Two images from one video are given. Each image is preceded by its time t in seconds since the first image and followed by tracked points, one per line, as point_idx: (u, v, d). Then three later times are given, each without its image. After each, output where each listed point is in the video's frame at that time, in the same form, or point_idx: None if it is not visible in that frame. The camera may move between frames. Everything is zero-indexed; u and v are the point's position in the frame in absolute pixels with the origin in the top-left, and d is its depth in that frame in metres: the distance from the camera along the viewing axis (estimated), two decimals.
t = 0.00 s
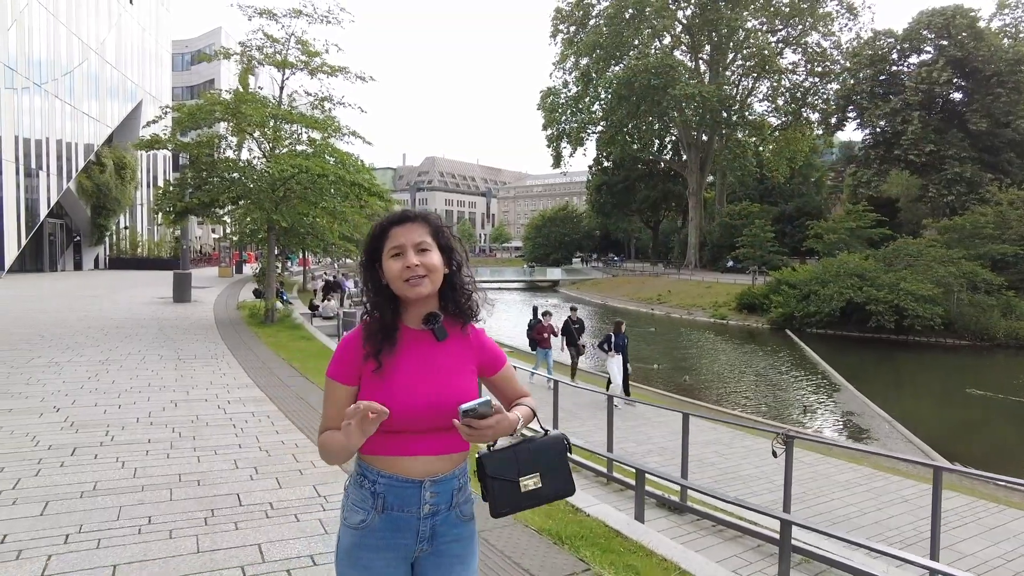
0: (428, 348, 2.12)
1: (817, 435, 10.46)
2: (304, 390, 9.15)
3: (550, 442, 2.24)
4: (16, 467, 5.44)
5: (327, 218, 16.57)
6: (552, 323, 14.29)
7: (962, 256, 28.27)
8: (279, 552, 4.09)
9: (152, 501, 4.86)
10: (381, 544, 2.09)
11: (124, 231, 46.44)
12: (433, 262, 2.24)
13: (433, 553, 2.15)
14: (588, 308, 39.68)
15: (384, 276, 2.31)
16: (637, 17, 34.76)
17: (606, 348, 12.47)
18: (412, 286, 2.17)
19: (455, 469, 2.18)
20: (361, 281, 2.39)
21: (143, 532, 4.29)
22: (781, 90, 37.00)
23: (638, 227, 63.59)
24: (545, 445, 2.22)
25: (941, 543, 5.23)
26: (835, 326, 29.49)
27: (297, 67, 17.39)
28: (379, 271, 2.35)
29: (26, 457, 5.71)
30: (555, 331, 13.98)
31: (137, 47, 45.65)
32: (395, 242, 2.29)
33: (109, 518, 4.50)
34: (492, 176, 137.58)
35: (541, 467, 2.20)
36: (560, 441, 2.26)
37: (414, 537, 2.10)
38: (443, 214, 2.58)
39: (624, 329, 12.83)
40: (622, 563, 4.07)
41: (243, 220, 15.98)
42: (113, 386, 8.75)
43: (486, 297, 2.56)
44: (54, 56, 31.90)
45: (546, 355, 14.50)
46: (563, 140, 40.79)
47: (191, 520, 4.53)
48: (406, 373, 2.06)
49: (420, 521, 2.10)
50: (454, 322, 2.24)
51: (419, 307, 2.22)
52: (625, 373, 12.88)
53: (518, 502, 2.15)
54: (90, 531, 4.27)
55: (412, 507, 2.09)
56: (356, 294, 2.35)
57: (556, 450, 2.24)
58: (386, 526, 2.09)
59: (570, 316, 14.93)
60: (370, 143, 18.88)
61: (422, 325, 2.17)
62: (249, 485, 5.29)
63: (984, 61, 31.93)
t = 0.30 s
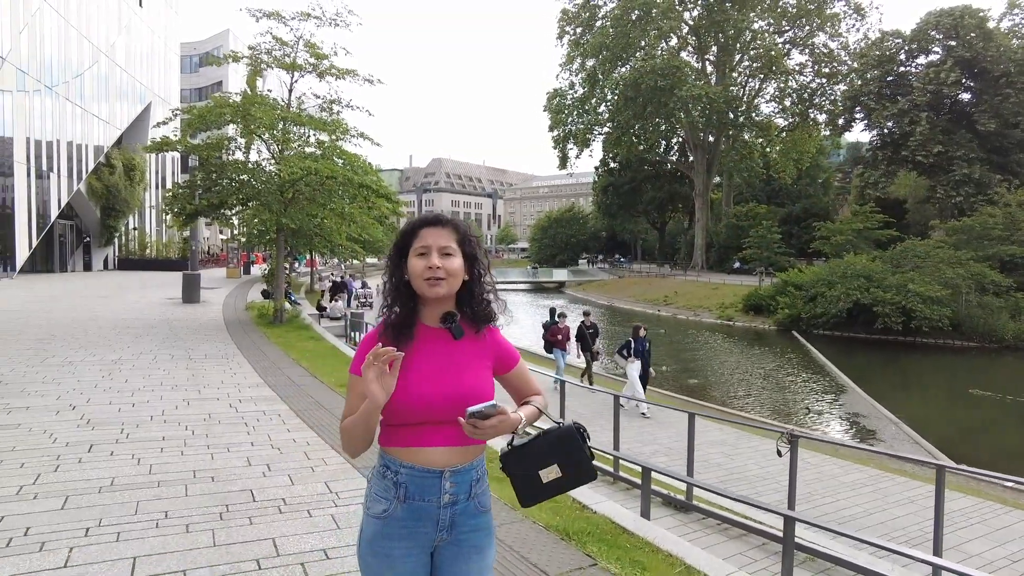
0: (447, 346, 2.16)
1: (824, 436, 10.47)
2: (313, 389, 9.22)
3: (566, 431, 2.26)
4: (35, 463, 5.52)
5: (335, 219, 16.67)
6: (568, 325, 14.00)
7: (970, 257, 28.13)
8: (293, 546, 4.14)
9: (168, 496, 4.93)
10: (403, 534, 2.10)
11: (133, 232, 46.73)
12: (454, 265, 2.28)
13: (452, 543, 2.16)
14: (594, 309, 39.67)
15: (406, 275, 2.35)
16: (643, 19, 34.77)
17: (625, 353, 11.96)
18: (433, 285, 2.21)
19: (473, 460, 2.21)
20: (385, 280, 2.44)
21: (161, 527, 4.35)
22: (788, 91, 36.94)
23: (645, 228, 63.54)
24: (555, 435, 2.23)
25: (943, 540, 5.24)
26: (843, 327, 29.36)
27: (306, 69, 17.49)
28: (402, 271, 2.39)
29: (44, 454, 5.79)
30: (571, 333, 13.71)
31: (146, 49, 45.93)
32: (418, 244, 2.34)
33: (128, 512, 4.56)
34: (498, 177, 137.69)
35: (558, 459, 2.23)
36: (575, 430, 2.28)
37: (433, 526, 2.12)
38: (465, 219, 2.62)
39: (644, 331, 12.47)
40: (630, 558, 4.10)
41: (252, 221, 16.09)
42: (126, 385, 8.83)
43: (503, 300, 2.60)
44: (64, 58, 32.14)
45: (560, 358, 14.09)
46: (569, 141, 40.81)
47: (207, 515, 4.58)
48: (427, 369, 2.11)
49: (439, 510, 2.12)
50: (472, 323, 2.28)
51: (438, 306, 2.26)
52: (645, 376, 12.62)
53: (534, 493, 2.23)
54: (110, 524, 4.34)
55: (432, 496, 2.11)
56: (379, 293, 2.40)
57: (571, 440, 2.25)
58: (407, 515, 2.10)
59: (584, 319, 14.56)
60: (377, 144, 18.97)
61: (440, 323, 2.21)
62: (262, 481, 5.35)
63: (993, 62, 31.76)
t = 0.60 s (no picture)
0: (460, 345, 2.19)
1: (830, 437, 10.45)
2: (318, 388, 9.26)
3: (554, 445, 2.28)
4: (48, 460, 5.57)
5: (340, 219, 16.72)
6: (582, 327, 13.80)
7: (976, 257, 28.01)
8: (301, 542, 4.16)
9: (178, 493, 4.97)
10: (416, 525, 2.13)
11: (139, 232, 46.96)
12: (464, 265, 2.30)
13: (466, 535, 2.18)
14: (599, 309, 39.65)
15: (418, 274, 2.38)
16: (648, 18, 34.77)
17: (642, 354, 11.90)
18: (445, 285, 2.24)
19: (484, 454, 2.23)
20: (398, 279, 2.46)
21: (173, 522, 4.40)
22: (793, 92, 36.89)
23: (649, 228, 63.51)
24: (537, 452, 2.28)
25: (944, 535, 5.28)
26: (848, 328, 29.24)
27: (311, 70, 17.54)
28: (414, 270, 2.42)
29: (56, 451, 5.83)
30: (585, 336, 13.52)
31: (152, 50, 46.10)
32: (430, 245, 2.36)
33: (139, 508, 4.61)
34: (502, 177, 137.94)
35: (546, 471, 2.26)
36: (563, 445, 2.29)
37: (446, 518, 2.14)
38: (475, 219, 2.64)
39: (661, 332, 12.28)
40: (633, 554, 4.12)
41: (257, 221, 16.14)
42: (134, 384, 8.89)
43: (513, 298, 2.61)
44: (70, 59, 32.29)
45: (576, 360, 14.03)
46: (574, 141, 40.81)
47: (217, 511, 4.63)
48: (438, 365, 2.14)
49: (451, 502, 2.14)
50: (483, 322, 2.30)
51: (450, 306, 2.29)
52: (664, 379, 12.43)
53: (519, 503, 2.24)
54: (121, 520, 4.38)
55: (444, 489, 2.13)
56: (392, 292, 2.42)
57: (558, 453, 2.27)
58: (421, 507, 2.13)
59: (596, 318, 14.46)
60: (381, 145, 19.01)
61: (453, 322, 2.23)
62: (270, 479, 5.38)
63: (999, 61, 31.62)
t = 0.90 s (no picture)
0: (464, 343, 2.20)
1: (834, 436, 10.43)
2: (323, 387, 9.29)
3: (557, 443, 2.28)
4: (55, 457, 5.61)
5: (344, 219, 16.75)
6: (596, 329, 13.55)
7: (981, 257, 27.89)
8: (306, 539, 4.18)
9: (185, 490, 4.99)
10: (421, 519, 2.15)
11: (143, 231, 47.08)
12: (467, 263, 2.31)
13: (469, 528, 2.19)
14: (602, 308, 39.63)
15: (421, 274, 2.39)
16: (651, 18, 34.75)
17: (661, 358, 11.61)
18: (448, 285, 2.25)
19: (489, 448, 2.24)
20: (401, 279, 2.48)
21: (179, 519, 4.42)
22: (796, 90, 36.82)
23: (653, 228, 63.47)
24: (528, 450, 2.19)
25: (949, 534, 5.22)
26: (852, 327, 29.16)
27: (315, 70, 17.58)
28: (418, 270, 2.43)
29: (64, 448, 5.87)
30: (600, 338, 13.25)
31: (156, 50, 46.21)
32: (433, 244, 2.36)
33: (146, 505, 4.64)
34: (505, 176, 137.93)
35: (533, 475, 2.18)
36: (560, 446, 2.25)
37: (449, 511, 2.16)
38: (479, 217, 2.64)
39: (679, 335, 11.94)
40: (637, 551, 4.13)
41: (262, 220, 16.19)
42: (140, 382, 8.94)
43: (518, 295, 2.61)
44: (75, 60, 32.40)
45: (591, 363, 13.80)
46: (577, 140, 40.81)
47: (222, 509, 4.65)
48: (443, 362, 2.15)
49: (455, 496, 2.16)
50: (487, 319, 2.30)
51: (454, 305, 2.30)
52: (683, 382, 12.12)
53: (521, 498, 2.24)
54: (129, 517, 4.41)
55: (449, 483, 2.15)
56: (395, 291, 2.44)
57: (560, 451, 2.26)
58: (425, 500, 2.15)
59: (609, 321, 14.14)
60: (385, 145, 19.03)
61: (457, 322, 2.24)
62: (275, 476, 5.41)
63: (1005, 60, 31.47)
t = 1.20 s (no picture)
0: (458, 342, 2.19)
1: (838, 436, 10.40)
2: (325, 386, 9.28)
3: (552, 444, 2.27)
4: (58, 455, 5.64)
5: (347, 218, 16.78)
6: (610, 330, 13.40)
7: (986, 256, 27.76)
8: (306, 537, 4.20)
9: (186, 489, 5.01)
10: (414, 517, 2.16)
11: (148, 231, 47.19)
12: (462, 261, 2.32)
13: (462, 526, 2.20)
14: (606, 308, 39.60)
15: (417, 274, 2.39)
16: (656, 17, 34.68)
17: (678, 358, 11.46)
18: (442, 284, 2.25)
19: (483, 446, 2.24)
20: (396, 278, 2.48)
21: (180, 517, 4.44)
22: (801, 89, 36.71)
23: (657, 227, 63.40)
24: (528, 448, 2.21)
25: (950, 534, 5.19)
26: (857, 327, 29.06)
27: (318, 70, 17.62)
28: (413, 271, 2.44)
29: (67, 447, 5.90)
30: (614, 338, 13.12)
31: (161, 50, 46.36)
32: (428, 243, 2.37)
33: (147, 504, 4.65)
34: (509, 176, 137.91)
35: (535, 470, 2.22)
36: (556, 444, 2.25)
37: (442, 509, 2.17)
38: (474, 216, 2.64)
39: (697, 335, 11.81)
40: (636, 550, 4.13)
41: (265, 220, 16.23)
42: (144, 381, 8.98)
43: (514, 293, 2.61)
44: (81, 60, 32.54)
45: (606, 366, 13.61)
46: (581, 140, 40.77)
47: (223, 507, 4.66)
48: (438, 362, 2.16)
49: (449, 494, 2.16)
50: (482, 317, 2.30)
51: (449, 303, 2.30)
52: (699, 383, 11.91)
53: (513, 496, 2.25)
54: (129, 515, 4.43)
55: (442, 481, 2.16)
56: (390, 290, 2.45)
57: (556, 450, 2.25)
58: (419, 499, 2.16)
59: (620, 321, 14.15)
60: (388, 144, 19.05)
61: (452, 320, 2.24)
62: (276, 475, 5.43)
63: (1011, 58, 31.27)
